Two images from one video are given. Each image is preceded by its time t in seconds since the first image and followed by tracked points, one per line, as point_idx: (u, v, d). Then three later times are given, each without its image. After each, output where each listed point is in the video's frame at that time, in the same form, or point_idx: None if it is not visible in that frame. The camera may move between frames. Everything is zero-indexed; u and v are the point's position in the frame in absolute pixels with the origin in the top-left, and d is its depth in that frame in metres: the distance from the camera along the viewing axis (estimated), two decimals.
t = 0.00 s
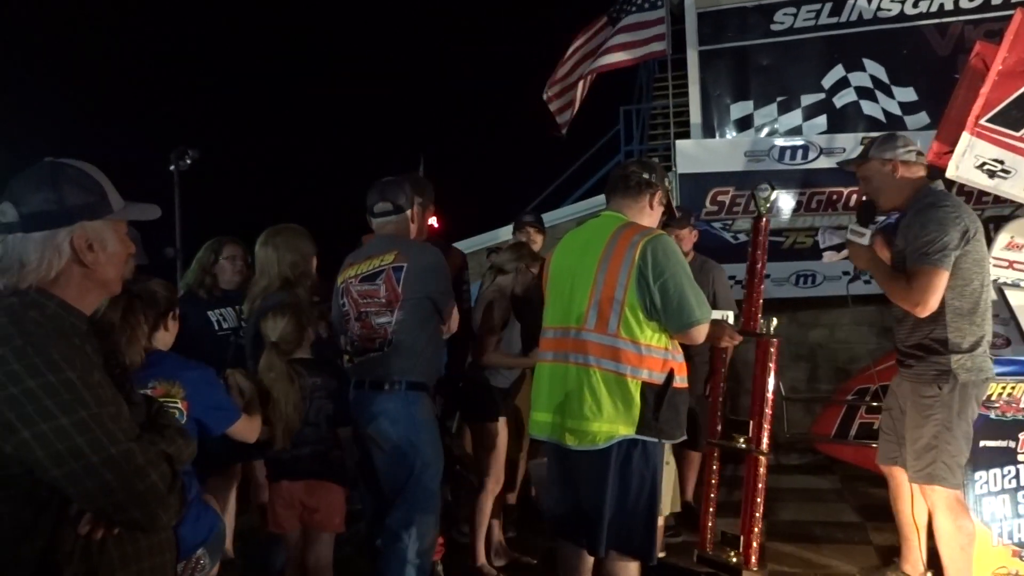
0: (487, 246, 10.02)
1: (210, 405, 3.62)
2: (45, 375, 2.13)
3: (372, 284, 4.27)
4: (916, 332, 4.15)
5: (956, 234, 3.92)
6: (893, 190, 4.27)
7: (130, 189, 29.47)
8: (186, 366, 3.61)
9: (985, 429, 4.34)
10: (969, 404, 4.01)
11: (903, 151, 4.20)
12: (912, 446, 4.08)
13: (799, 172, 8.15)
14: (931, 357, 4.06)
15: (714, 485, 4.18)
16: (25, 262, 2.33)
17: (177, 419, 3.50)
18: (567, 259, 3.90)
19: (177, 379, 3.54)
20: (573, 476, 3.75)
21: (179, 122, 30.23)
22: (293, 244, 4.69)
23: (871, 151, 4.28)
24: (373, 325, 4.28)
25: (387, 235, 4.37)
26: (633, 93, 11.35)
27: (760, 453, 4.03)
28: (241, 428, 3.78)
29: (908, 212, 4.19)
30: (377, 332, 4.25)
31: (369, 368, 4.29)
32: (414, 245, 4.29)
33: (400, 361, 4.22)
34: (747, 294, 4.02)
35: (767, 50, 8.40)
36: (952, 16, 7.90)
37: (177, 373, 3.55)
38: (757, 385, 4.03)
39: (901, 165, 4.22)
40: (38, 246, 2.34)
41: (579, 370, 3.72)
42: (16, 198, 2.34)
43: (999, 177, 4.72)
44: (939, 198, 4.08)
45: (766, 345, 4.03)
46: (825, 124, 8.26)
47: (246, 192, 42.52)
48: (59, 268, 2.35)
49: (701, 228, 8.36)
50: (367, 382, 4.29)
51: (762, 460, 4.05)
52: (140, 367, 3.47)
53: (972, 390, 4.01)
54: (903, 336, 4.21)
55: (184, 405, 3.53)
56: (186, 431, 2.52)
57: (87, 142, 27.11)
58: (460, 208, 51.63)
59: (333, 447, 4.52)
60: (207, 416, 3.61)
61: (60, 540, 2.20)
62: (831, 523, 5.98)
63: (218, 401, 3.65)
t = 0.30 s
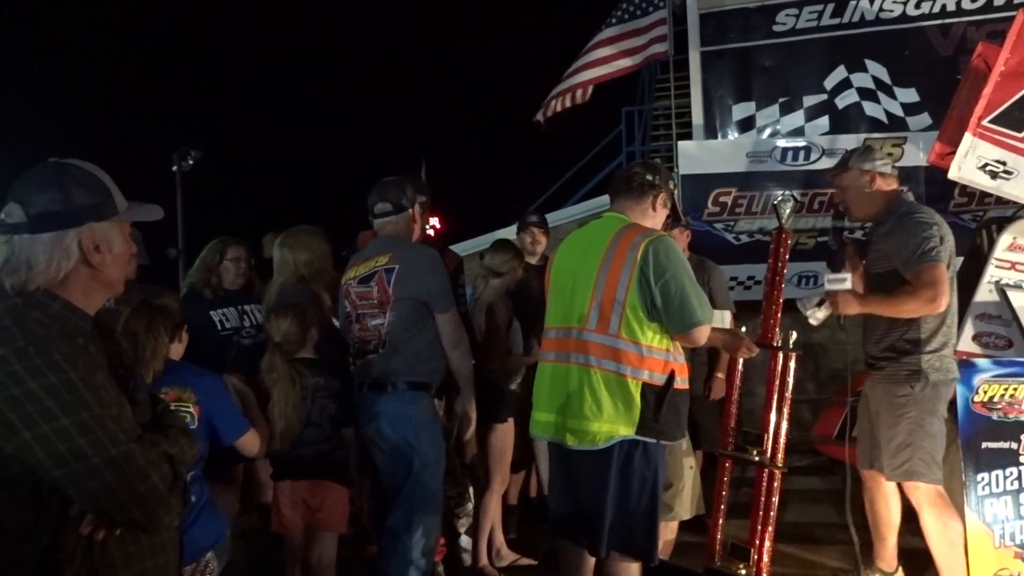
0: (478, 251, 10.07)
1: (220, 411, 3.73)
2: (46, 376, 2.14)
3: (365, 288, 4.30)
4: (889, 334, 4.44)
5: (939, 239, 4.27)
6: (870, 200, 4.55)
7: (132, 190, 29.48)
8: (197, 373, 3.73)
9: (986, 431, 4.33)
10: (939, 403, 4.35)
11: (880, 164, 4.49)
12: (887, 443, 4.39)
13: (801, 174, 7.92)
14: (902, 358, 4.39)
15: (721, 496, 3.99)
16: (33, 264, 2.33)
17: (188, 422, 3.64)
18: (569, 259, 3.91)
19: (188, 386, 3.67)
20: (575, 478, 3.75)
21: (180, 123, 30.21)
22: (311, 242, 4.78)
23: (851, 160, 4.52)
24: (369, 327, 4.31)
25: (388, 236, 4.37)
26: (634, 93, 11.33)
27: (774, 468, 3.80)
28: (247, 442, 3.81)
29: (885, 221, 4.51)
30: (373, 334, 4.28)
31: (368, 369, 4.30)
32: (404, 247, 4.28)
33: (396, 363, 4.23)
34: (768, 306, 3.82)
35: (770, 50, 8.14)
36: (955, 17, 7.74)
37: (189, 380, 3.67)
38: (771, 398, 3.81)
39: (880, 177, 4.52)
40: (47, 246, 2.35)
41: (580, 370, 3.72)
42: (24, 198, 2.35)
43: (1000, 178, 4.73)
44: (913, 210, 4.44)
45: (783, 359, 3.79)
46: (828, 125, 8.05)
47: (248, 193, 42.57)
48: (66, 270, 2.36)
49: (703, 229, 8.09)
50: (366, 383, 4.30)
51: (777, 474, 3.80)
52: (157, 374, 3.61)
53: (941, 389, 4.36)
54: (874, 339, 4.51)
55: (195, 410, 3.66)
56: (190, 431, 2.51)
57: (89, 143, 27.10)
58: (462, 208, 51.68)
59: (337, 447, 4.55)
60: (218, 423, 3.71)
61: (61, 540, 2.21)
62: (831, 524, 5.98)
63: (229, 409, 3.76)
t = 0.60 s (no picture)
0: (468, 254, 10.05)
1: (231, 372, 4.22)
2: (45, 377, 2.15)
3: (367, 287, 4.30)
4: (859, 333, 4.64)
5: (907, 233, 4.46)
6: (838, 203, 4.72)
7: (132, 191, 29.46)
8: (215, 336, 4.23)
9: (985, 433, 4.33)
10: (909, 394, 4.53)
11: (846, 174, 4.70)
12: (863, 432, 4.52)
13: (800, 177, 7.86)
14: (876, 348, 4.56)
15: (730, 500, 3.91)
16: (29, 264, 2.33)
17: (197, 371, 4.04)
18: (567, 260, 3.91)
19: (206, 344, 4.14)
20: (575, 481, 3.73)
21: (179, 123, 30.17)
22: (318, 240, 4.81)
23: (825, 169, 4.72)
24: (370, 328, 4.32)
25: (397, 236, 4.36)
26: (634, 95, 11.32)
27: (787, 471, 3.77)
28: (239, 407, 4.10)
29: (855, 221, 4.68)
30: (376, 334, 4.28)
31: (370, 368, 4.31)
32: (409, 248, 4.26)
33: (395, 365, 4.22)
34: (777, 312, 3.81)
35: (769, 53, 8.12)
36: (954, 20, 7.74)
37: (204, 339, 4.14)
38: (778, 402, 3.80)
39: (844, 182, 4.70)
40: (44, 247, 2.34)
41: (578, 371, 3.72)
42: (20, 198, 2.35)
43: (999, 181, 4.73)
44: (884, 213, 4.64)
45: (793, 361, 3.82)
46: (827, 127, 8.05)
47: (248, 194, 42.55)
48: (62, 270, 2.35)
49: (701, 231, 7.99)
50: (367, 383, 4.30)
51: (789, 478, 3.81)
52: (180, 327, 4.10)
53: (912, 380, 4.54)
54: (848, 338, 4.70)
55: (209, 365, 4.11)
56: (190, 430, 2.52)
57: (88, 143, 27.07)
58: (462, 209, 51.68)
59: (338, 448, 4.51)
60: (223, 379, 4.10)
61: (61, 541, 2.21)
62: (828, 526, 5.98)
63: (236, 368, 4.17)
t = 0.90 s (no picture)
0: (465, 257, 10.05)
1: (229, 317, 4.23)
2: (43, 382, 2.15)
3: (369, 287, 4.29)
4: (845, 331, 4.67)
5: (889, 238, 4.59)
6: (820, 209, 4.81)
7: (129, 195, 29.43)
8: (216, 283, 4.28)
9: (984, 435, 4.34)
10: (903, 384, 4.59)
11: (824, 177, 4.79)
12: (856, 425, 4.56)
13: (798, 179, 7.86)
14: (875, 338, 4.59)
15: (741, 503, 3.92)
16: (24, 267, 2.32)
17: (200, 320, 4.18)
18: (565, 261, 3.91)
19: (202, 290, 4.22)
20: (573, 484, 3.73)
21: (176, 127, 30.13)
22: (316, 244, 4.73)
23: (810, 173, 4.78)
24: (371, 329, 4.31)
25: (400, 238, 4.35)
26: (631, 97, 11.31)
27: (796, 470, 3.82)
28: (229, 354, 4.17)
29: (836, 227, 4.77)
30: (376, 336, 4.27)
31: (371, 371, 4.31)
32: (411, 249, 4.27)
33: (395, 367, 4.22)
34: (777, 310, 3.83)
35: (766, 55, 8.13)
36: (950, 21, 7.74)
37: (204, 286, 4.22)
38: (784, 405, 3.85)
39: (825, 188, 4.81)
40: (37, 250, 2.34)
41: (577, 374, 3.72)
42: (18, 201, 2.35)
43: (996, 182, 4.73)
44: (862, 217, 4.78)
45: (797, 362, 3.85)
46: (824, 129, 8.04)
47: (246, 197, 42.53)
48: (57, 274, 2.34)
49: (699, 233, 7.97)
50: (369, 386, 4.31)
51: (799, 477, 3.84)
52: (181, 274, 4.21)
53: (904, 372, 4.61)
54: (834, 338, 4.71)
55: (209, 309, 4.20)
56: (189, 434, 2.54)
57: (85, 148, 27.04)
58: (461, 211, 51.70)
59: (338, 454, 4.50)
60: (221, 326, 4.20)
61: (60, 544, 2.20)
62: (826, 528, 5.98)
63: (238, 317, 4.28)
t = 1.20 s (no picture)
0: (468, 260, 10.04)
1: (222, 296, 4.22)
2: (50, 387, 2.15)
3: (368, 290, 4.34)
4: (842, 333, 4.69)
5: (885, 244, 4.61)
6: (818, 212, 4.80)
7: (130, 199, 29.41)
8: (208, 262, 4.26)
9: (988, 435, 4.33)
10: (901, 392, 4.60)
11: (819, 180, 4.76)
12: (863, 430, 4.55)
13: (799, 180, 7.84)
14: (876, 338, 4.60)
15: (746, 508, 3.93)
16: (26, 270, 2.33)
17: (195, 302, 4.18)
18: (567, 264, 3.91)
19: (194, 271, 4.20)
20: (576, 486, 3.74)
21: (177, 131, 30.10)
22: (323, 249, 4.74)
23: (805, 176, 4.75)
24: (372, 332, 4.36)
25: (399, 241, 4.35)
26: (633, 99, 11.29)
27: (798, 467, 3.82)
28: (223, 333, 4.17)
29: (833, 233, 4.78)
30: (376, 339, 4.32)
31: (374, 373, 4.34)
32: (410, 252, 4.25)
33: (397, 370, 4.22)
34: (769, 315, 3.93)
35: (767, 56, 8.13)
36: (952, 22, 7.73)
37: (196, 266, 4.20)
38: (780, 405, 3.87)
39: (822, 191, 4.79)
40: (38, 254, 2.35)
41: (579, 377, 3.72)
42: (22, 205, 2.36)
43: (998, 182, 4.73)
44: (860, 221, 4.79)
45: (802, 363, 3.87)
46: (826, 130, 8.03)
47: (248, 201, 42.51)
48: (59, 277, 2.35)
49: (701, 234, 7.99)
50: (373, 388, 4.31)
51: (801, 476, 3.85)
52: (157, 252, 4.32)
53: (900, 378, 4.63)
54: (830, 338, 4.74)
55: (202, 290, 4.18)
56: (193, 438, 2.54)
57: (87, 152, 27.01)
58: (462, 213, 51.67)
59: (342, 458, 4.50)
60: (214, 305, 4.19)
61: (67, 548, 2.22)
62: (830, 530, 5.96)
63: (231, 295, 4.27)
